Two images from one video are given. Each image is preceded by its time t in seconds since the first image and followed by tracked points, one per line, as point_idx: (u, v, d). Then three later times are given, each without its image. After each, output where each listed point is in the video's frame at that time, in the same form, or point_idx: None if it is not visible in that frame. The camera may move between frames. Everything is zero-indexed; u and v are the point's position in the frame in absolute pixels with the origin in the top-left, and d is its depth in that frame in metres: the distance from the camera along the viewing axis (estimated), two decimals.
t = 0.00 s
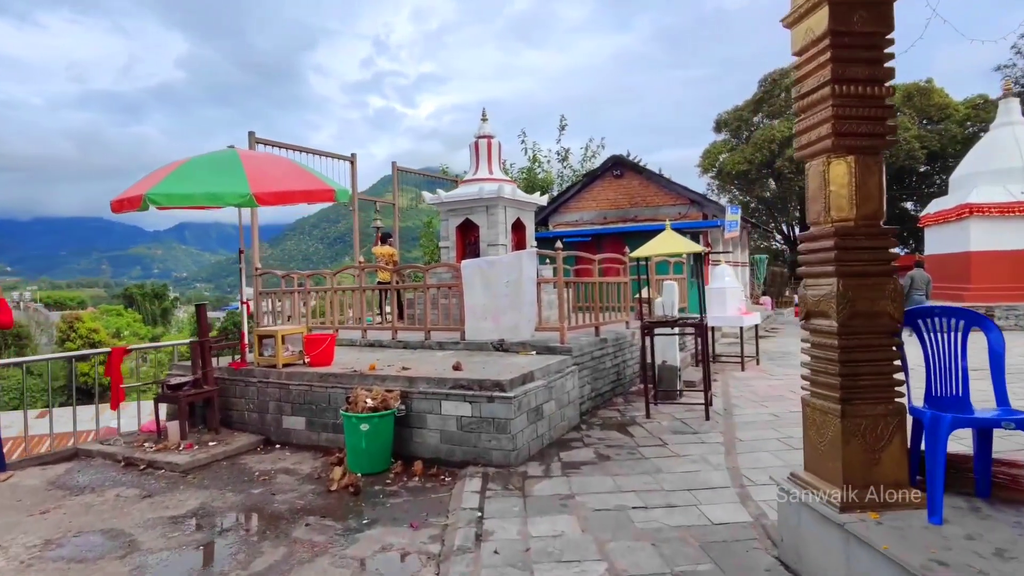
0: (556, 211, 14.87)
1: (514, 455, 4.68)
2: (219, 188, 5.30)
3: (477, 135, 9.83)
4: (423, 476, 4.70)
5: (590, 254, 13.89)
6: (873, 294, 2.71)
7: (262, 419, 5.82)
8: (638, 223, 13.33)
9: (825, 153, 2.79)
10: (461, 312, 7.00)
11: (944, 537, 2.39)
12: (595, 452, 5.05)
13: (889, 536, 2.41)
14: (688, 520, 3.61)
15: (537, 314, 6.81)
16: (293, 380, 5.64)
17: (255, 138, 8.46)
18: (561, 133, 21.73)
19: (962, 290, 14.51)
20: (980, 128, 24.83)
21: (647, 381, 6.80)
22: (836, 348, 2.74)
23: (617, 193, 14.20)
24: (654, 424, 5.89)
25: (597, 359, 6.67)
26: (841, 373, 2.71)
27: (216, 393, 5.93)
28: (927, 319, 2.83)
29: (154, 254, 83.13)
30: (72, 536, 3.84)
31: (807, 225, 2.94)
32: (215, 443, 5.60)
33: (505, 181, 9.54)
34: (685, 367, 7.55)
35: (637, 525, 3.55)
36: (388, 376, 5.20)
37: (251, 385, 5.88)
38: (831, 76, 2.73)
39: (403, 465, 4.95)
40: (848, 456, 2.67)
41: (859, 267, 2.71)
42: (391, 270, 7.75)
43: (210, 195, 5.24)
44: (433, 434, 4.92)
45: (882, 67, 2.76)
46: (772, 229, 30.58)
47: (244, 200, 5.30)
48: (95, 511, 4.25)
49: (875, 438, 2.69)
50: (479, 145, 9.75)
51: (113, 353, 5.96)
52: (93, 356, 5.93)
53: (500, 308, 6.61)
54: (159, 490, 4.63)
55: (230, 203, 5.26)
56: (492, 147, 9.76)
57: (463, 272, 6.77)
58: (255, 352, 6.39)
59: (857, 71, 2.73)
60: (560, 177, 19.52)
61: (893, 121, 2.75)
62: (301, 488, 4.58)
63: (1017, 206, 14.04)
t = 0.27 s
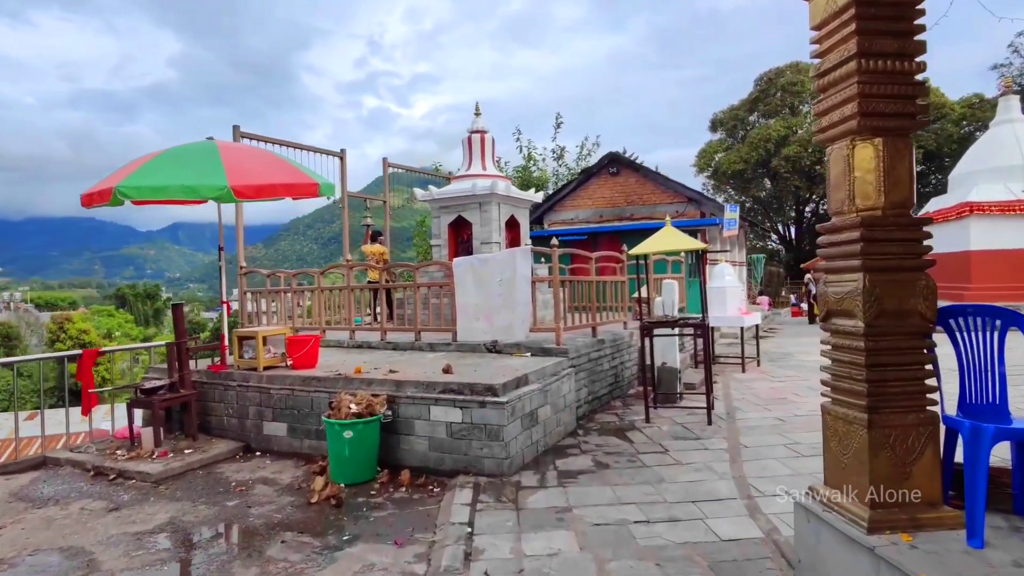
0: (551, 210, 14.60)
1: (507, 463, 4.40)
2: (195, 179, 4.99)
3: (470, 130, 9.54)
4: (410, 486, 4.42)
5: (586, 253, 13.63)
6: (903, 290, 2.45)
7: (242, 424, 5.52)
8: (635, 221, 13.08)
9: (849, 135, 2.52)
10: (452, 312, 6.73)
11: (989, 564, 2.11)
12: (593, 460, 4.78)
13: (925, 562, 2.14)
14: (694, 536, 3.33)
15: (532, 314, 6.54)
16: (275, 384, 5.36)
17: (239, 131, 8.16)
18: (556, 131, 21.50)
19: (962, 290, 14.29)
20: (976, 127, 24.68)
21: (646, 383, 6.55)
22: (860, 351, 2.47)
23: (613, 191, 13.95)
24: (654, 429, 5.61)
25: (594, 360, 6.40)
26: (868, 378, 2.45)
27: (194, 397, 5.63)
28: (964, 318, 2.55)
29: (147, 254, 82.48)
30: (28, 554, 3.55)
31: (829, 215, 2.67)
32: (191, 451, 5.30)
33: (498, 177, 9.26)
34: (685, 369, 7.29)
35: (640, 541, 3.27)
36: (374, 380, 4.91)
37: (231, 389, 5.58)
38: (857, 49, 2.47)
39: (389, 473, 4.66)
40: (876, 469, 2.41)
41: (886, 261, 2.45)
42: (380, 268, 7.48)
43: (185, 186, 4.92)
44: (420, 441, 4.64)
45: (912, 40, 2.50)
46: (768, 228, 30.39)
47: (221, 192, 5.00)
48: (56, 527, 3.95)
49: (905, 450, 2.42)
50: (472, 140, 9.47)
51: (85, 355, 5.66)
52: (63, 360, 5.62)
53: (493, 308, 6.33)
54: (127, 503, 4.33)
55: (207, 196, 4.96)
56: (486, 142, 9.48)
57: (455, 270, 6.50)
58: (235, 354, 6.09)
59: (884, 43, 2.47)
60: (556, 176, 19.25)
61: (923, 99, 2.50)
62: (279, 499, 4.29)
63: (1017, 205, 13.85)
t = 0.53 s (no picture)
0: (547, 209, 14.34)
1: (499, 478, 4.12)
2: (167, 175, 4.71)
3: (463, 126, 9.26)
4: (395, 503, 4.13)
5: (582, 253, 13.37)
6: (942, 297, 2.18)
7: (219, 434, 5.23)
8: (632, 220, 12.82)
9: (881, 123, 2.25)
10: (443, 314, 6.44)
11: None
12: (591, 473, 4.50)
13: None
14: (702, 563, 3.06)
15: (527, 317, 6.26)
16: (253, 393, 5.06)
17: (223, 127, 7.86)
18: (552, 129, 21.20)
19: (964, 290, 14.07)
20: (973, 126, 24.49)
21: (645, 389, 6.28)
22: (894, 364, 2.20)
23: (610, 190, 13.69)
24: (654, 439, 5.34)
25: (591, 366, 6.12)
26: (902, 394, 2.18)
27: (168, 405, 5.34)
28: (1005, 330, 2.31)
29: (141, 254, 81.85)
30: None
31: (856, 212, 2.40)
32: (165, 463, 5.00)
33: (492, 175, 8.97)
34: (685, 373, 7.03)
35: (642, 570, 2.99)
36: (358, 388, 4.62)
37: (208, 397, 5.28)
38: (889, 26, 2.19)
39: (374, 488, 4.38)
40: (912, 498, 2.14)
41: (924, 263, 2.18)
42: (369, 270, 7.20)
43: (156, 183, 4.65)
44: (407, 454, 4.35)
45: (949, 15, 2.23)
46: (765, 228, 30.20)
47: (195, 189, 4.72)
48: (10, 551, 3.65)
49: (945, 476, 2.16)
50: (464, 136, 9.18)
51: (53, 362, 5.35)
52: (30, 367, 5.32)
53: (486, 311, 6.05)
54: (91, 523, 4.04)
55: (180, 193, 4.68)
56: (479, 139, 9.19)
57: (446, 271, 6.22)
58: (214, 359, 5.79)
59: (919, 19, 2.20)
60: (551, 175, 18.98)
61: (963, 81, 2.22)
62: (254, 518, 4.00)
63: (1019, 204, 13.63)
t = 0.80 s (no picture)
0: (543, 208, 14.07)
1: (492, 492, 3.83)
2: (138, 168, 4.44)
3: (457, 121, 8.96)
4: (381, 519, 3.85)
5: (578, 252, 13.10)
6: (996, 298, 1.91)
7: (197, 444, 4.93)
8: (630, 219, 12.56)
9: (925, 100, 1.98)
10: (435, 316, 6.16)
11: None
12: (591, 485, 4.22)
13: None
14: None
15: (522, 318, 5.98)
16: (232, 399, 4.76)
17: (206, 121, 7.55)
18: (549, 127, 20.91)
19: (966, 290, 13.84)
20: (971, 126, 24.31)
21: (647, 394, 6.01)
22: (942, 375, 1.92)
23: (607, 189, 13.43)
24: (657, 448, 5.06)
25: (590, 370, 5.85)
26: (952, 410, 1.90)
27: (142, 413, 5.03)
28: None
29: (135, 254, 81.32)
30: None
31: (894, 202, 2.13)
32: (137, 475, 4.70)
33: (486, 172, 8.69)
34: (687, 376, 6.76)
35: None
36: (342, 395, 4.32)
37: (185, 405, 4.98)
38: None
39: (359, 502, 4.09)
40: (963, 528, 1.87)
41: (976, 259, 1.91)
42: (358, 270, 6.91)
43: (126, 175, 4.37)
44: (395, 465, 4.07)
45: None
46: (762, 228, 30.01)
47: (168, 182, 4.45)
48: None
49: (1001, 504, 1.88)
50: (458, 132, 8.90)
51: (20, 367, 5.04)
52: None
53: (480, 312, 5.76)
54: (52, 542, 3.74)
55: (151, 186, 4.42)
56: (473, 134, 8.90)
57: (438, 271, 5.93)
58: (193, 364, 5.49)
59: None
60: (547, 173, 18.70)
61: (1020, 52, 1.95)
62: (228, 537, 3.71)
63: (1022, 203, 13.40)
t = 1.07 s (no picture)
0: (541, 208, 13.85)
1: (488, 509, 3.60)
2: (112, 164, 4.20)
3: (452, 118, 8.72)
4: (369, 537, 3.61)
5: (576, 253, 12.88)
6: None
7: (177, 455, 4.68)
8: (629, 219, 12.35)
9: (976, 83, 1.76)
10: (429, 319, 5.92)
11: None
12: (592, 500, 3.99)
13: None
14: None
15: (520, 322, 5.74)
16: (214, 408, 4.52)
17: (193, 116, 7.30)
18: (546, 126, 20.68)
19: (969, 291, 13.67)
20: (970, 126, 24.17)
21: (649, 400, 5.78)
22: (995, 393, 1.70)
23: (606, 188, 13.23)
24: (661, 458, 4.83)
25: (590, 375, 5.62)
26: (1006, 433, 1.68)
27: (120, 422, 4.78)
28: None
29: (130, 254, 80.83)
30: None
31: (936, 198, 1.90)
32: (114, 488, 4.45)
33: (483, 170, 8.45)
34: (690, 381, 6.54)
35: None
36: (329, 404, 4.08)
37: (165, 413, 4.73)
38: None
39: (346, 519, 3.85)
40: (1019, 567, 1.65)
41: None
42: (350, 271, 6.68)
43: (99, 172, 4.13)
44: (384, 479, 3.83)
45: None
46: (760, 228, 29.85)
47: (144, 179, 4.22)
48: None
49: None
50: (454, 129, 8.66)
51: None
52: None
53: (475, 316, 5.52)
54: (16, 563, 3.49)
55: (125, 183, 4.19)
56: (469, 131, 8.66)
57: (432, 272, 5.70)
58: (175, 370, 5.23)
59: None
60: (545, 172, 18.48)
61: None
62: (205, 558, 3.46)
63: None
